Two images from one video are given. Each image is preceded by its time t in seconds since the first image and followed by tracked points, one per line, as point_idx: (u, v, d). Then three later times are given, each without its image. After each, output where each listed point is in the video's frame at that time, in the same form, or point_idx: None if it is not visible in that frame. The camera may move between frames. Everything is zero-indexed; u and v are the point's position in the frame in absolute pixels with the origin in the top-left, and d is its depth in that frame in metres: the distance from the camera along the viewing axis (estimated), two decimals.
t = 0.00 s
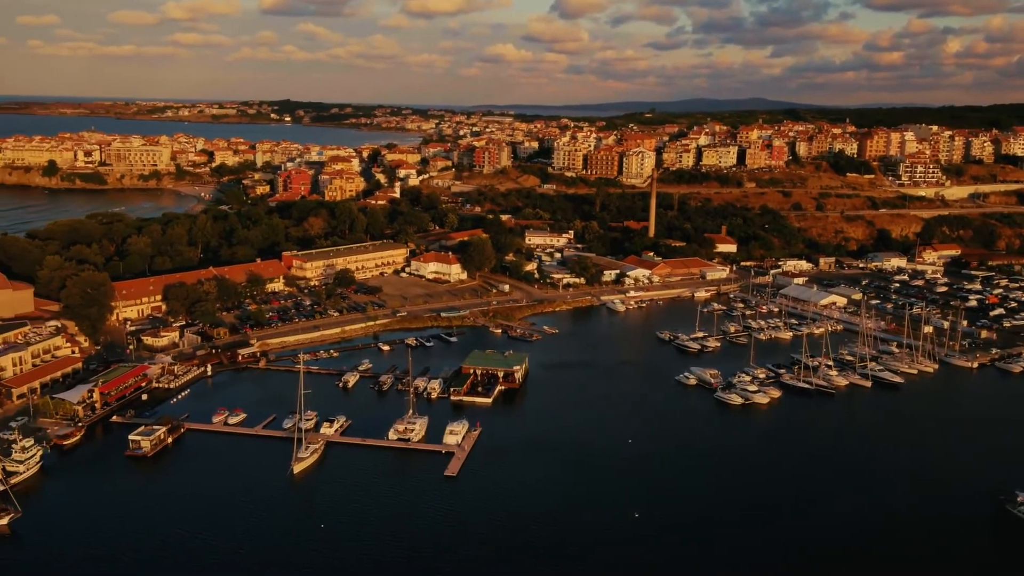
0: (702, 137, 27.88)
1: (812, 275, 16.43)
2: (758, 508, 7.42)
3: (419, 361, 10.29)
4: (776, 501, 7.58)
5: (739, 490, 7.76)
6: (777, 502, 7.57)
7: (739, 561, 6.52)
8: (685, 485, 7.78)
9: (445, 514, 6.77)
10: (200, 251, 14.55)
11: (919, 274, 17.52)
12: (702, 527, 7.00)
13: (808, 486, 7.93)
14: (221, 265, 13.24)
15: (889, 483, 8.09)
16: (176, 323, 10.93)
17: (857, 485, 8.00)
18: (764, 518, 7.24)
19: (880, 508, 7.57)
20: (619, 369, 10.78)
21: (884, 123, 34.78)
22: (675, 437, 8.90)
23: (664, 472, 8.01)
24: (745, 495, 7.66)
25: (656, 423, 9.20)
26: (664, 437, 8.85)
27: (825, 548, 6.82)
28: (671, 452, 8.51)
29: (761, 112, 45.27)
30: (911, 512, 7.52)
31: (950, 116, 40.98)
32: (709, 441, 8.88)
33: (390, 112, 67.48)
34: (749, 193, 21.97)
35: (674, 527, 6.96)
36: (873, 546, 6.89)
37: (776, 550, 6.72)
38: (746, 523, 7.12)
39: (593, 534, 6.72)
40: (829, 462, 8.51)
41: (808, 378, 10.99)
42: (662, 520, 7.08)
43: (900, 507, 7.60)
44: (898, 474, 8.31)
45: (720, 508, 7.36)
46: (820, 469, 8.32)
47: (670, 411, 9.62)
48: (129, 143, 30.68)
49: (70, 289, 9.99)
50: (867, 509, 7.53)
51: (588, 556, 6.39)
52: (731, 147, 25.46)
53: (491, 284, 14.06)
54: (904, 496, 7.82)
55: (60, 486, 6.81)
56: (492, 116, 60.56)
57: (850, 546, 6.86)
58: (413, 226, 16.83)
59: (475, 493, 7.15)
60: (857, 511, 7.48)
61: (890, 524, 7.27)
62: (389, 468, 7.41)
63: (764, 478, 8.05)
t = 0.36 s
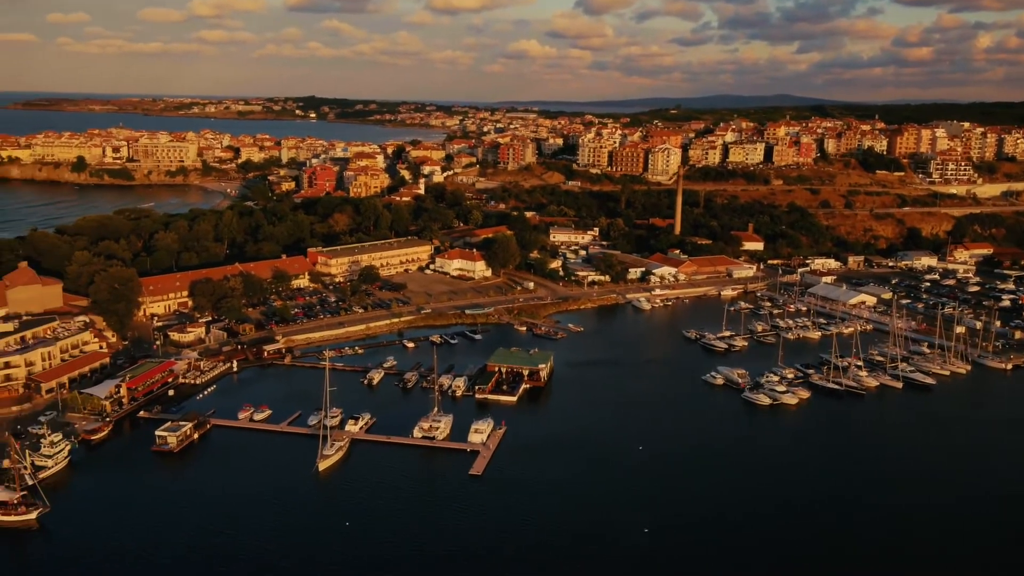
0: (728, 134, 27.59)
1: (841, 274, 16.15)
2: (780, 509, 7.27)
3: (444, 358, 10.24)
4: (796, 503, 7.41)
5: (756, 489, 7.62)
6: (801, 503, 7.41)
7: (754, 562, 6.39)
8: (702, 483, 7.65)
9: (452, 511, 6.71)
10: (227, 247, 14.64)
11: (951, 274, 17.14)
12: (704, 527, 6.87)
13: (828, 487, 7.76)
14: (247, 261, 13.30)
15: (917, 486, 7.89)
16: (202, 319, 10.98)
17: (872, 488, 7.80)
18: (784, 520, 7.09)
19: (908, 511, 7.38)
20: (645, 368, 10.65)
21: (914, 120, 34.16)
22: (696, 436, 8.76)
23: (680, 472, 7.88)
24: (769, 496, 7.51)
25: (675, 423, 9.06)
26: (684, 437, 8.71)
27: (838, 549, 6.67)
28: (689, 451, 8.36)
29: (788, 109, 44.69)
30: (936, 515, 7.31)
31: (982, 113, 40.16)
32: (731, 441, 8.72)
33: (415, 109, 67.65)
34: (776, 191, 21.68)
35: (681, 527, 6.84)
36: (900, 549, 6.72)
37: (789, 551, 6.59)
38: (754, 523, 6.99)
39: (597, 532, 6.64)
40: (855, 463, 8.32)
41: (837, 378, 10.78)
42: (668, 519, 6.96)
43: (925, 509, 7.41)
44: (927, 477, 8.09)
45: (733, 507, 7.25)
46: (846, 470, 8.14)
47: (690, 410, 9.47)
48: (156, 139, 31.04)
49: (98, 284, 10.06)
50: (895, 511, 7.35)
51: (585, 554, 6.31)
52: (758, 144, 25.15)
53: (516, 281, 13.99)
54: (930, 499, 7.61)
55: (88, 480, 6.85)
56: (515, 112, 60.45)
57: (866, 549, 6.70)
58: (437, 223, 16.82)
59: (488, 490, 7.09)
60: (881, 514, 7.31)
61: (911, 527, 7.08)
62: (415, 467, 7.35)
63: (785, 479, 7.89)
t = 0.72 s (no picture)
0: (755, 130, 27.26)
1: (870, 273, 15.86)
2: (792, 510, 7.13)
3: (468, 356, 10.19)
4: (813, 505, 7.23)
5: (767, 489, 7.49)
6: (817, 505, 7.24)
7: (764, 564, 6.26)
8: (710, 483, 7.53)
9: (460, 508, 6.65)
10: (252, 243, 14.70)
11: (984, 273, 16.73)
12: (709, 526, 6.75)
13: (843, 489, 7.59)
14: (272, 257, 13.34)
15: (943, 490, 7.67)
16: (228, 315, 11.03)
17: (890, 490, 7.61)
18: (795, 522, 6.94)
19: (927, 515, 7.17)
20: (670, 367, 10.51)
21: (945, 117, 33.47)
22: (709, 435, 8.62)
23: (689, 471, 7.75)
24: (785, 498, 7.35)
25: (687, 421, 8.94)
26: (696, 435, 8.58)
27: (847, 553, 6.50)
28: (705, 450, 8.23)
29: (818, 104, 44.02)
30: (959, 521, 7.09)
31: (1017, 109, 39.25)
32: (743, 440, 8.58)
33: (439, 105, 67.71)
34: (804, 188, 21.38)
35: (688, 526, 6.72)
36: (923, 554, 6.54)
37: (795, 554, 6.44)
38: (760, 524, 6.86)
39: (599, 530, 6.55)
40: (877, 466, 8.12)
41: (867, 379, 10.56)
42: (673, 518, 6.84)
43: (947, 514, 7.21)
44: (950, 481, 7.87)
45: (739, 507, 7.13)
46: (868, 473, 7.96)
47: (704, 409, 9.33)
48: (183, 135, 31.36)
49: (126, 280, 10.13)
50: (917, 516, 7.15)
51: (584, 552, 6.22)
52: (785, 141, 24.79)
53: (540, 279, 13.90)
54: (956, 503, 7.42)
55: (114, 475, 6.88)
56: (540, 107, 60.28)
57: (879, 553, 6.53)
58: (462, 220, 16.78)
59: (496, 487, 7.02)
60: (899, 518, 7.11)
61: (927, 532, 6.90)
62: (439, 466, 7.29)
63: (798, 480, 7.73)
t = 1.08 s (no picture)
0: (782, 126, 26.93)
1: (900, 271, 15.57)
2: (811, 511, 6.99)
3: (493, 353, 10.13)
4: (835, 507, 7.07)
5: (784, 489, 7.35)
6: (839, 506, 7.09)
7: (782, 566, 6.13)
8: (725, 482, 7.41)
9: (474, 506, 6.59)
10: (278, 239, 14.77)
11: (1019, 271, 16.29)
12: (735, 527, 6.64)
13: (868, 490, 7.42)
14: (297, 254, 13.38)
15: (973, 493, 7.47)
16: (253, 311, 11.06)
17: (914, 492, 7.42)
18: (812, 523, 6.80)
19: (957, 518, 6.98)
20: (696, 366, 10.38)
21: (978, 113, 32.76)
22: (724, 433, 8.49)
23: (703, 469, 7.63)
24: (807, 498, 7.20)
25: (703, 418, 8.81)
26: (711, 433, 8.45)
27: (874, 554, 6.37)
28: (732, 450, 8.10)
29: (846, 100, 43.34)
30: (987, 525, 6.90)
31: None
32: (760, 439, 8.44)
33: (462, 101, 67.72)
34: (832, 185, 21.07)
35: (701, 526, 6.61)
36: (951, 558, 6.36)
37: (811, 556, 6.31)
38: (785, 525, 6.73)
39: (610, 528, 6.46)
40: (904, 467, 7.94)
41: (899, 380, 10.31)
42: (686, 517, 6.74)
43: (975, 517, 7.02)
44: (982, 484, 7.67)
45: (755, 507, 7.00)
46: (894, 474, 7.78)
47: (720, 407, 9.19)
48: (210, 131, 31.66)
49: (152, 275, 10.19)
50: (943, 519, 6.96)
51: (596, 551, 6.14)
52: (813, 137, 24.44)
53: (565, 276, 13.80)
54: (990, 506, 7.23)
55: (140, 471, 6.91)
56: (563, 103, 60.07)
57: (902, 556, 6.37)
58: (486, 216, 16.74)
59: (510, 485, 6.97)
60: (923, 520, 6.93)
61: (952, 535, 6.72)
62: (463, 464, 7.24)
63: (817, 480, 7.58)
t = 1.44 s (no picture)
0: (810, 123, 26.54)
1: (931, 271, 15.25)
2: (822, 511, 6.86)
3: (517, 352, 10.06)
4: (850, 508, 6.92)
5: (791, 489, 7.21)
6: (860, 509, 6.93)
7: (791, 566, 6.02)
8: (730, 481, 7.28)
9: (487, 504, 6.54)
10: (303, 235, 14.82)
11: None
12: (762, 530, 6.50)
13: (899, 493, 7.24)
14: (322, 250, 13.41)
15: (994, 496, 7.28)
16: (278, 307, 11.10)
17: (938, 495, 7.24)
18: (820, 523, 6.66)
19: (992, 524, 6.78)
20: (723, 366, 10.21)
21: (1013, 109, 32.01)
22: (733, 432, 8.35)
23: (709, 468, 7.51)
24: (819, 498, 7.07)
25: (713, 417, 8.68)
26: (721, 432, 8.31)
27: (905, 559, 6.20)
28: (760, 451, 7.95)
29: (877, 96, 42.67)
30: (1004, 528, 6.72)
31: None
32: (769, 438, 8.29)
33: (487, 97, 67.74)
34: (862, 182, 20.72)
35: (705, 525, 6.50)
36: (968, 561, 6.21)
37: (820, 557, 6.17)
38: (814, 528, 6.58)
39: (611, 525, 6.37)
40: (923, 469, 7.75)
41: (931, 382, 10.05)
42: (689, 516, 6.63)
43: (991, 521, 6.84)
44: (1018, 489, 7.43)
45: (761, 507, 6.87)
46: (910, 475, 7.63)
47: (730, 405, 9.05)
48: (236, 127, 31.94)
49: (179, 272, 10.26)
50: (959, 521, 6.79)
51: (596, 548, 6.06)
52: (842, 134, 24.06)
53: (590, 273, 13.69)
54: None
55: (166, 466, 6.95)
56: (587, 100, 59.84)
57: (914, 558, 6.22)
58: (511, 213, 16.67)
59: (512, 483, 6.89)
60: (936, 521, 6.78)
61: (966, 537, 6.55)
62: (487, 463, 7.17)
63: (829, 480, 7.43)
